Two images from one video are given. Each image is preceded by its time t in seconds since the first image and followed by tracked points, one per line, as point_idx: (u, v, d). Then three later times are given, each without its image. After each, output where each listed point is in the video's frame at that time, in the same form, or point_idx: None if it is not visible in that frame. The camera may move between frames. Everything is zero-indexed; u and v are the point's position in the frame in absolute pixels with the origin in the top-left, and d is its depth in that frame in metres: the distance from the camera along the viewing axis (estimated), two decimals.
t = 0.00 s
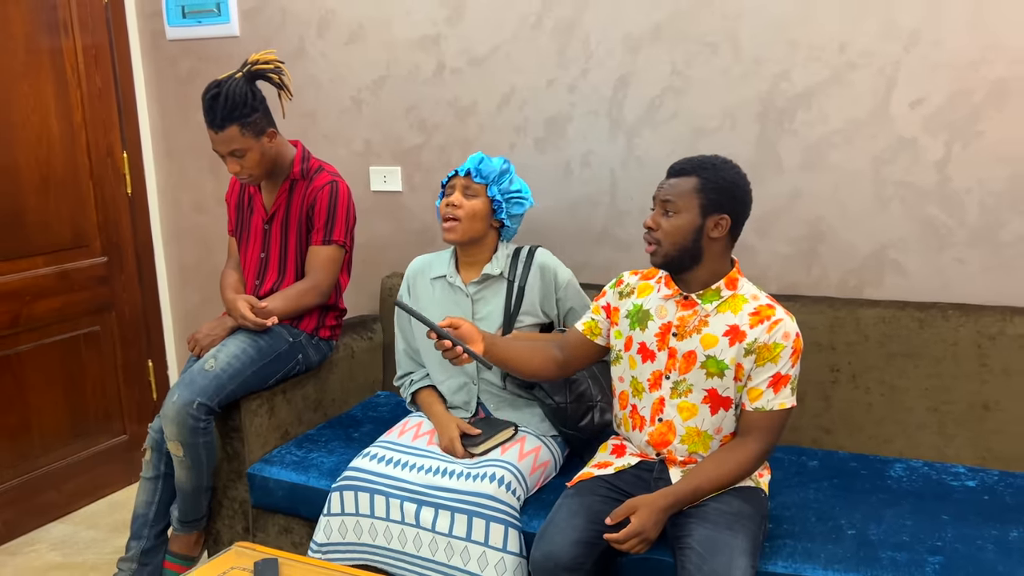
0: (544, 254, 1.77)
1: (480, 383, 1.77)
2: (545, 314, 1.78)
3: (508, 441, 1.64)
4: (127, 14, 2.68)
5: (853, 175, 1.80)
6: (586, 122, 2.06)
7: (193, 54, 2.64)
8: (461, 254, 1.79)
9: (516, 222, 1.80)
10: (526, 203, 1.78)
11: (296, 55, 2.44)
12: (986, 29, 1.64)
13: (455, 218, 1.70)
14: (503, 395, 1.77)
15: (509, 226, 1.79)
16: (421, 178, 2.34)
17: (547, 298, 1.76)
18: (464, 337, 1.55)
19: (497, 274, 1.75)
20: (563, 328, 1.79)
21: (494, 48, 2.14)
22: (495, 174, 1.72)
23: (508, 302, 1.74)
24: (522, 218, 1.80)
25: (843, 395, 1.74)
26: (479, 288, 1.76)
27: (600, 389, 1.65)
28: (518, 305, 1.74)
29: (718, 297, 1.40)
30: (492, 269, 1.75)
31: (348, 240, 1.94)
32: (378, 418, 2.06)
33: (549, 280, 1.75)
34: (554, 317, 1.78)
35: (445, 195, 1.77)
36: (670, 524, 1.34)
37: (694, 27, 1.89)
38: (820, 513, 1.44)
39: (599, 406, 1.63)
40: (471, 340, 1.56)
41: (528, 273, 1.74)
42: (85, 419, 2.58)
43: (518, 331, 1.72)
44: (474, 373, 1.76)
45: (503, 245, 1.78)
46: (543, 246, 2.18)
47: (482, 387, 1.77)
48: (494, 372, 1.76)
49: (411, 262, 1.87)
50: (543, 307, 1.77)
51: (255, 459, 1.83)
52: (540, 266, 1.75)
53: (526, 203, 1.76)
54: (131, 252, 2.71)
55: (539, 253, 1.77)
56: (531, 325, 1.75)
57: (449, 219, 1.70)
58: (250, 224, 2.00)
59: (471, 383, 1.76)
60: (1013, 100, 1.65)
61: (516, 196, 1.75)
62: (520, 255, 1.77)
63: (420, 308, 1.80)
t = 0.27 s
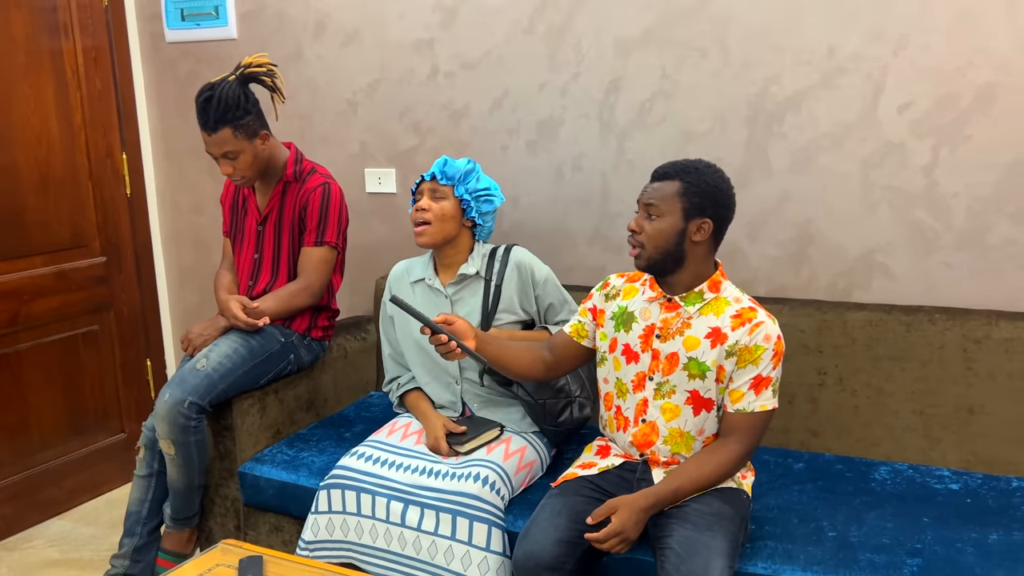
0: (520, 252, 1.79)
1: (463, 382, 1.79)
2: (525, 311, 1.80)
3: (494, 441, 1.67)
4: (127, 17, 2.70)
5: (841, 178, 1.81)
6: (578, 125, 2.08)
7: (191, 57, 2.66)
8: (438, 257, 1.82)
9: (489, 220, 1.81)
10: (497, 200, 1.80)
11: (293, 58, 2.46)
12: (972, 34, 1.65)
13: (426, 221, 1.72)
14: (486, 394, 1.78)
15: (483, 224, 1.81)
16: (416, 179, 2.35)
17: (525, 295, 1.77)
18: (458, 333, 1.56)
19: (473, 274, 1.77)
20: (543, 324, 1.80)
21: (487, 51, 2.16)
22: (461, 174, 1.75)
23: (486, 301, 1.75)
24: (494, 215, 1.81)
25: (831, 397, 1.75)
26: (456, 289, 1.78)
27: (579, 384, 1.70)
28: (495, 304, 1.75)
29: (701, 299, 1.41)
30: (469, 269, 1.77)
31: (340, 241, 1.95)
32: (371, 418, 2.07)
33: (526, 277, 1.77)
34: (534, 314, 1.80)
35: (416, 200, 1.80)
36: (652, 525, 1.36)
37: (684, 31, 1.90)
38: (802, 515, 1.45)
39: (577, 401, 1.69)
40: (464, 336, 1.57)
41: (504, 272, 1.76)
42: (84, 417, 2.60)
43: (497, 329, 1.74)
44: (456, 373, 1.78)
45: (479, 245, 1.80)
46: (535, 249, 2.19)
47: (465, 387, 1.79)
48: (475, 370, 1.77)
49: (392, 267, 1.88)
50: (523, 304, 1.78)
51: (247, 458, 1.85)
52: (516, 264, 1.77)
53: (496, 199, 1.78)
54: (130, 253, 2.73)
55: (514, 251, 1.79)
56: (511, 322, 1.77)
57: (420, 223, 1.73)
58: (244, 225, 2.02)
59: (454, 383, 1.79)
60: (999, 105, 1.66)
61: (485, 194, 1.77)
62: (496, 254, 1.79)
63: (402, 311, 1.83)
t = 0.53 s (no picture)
0: (504, 250, 1.81)
1: (450, 379, 1.81)
2: (511, 308, 1.82)
3: (482, 437, 1.70)
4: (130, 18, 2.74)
5: (829, 180, 1.83)
6: (571, 126, 2.10)
7: (192, 58, 2.69)
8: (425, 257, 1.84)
9: (472, 218, 1.83)
10: (478, 199, 1.82)
11: (291, 59, 2.49)
12: (959, 37, 1.67)
13: (408, 221, 1.75)
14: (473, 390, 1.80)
15: (466, 223, 1.83)
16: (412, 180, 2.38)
17: (510, 292, 1.80)
18: (448, 329, 1.56)
19: (458, 272, 1.79)
20: (529, 320, 1.83)
21: (482, 53, 2.18)
22: (441, 174, 1.77)
23: (470, 298, 1.78)
24: (477, 213, 1.84)
25: (818, 397, 1.76)
26: (442, 287, 1.80)
27: (562, 380, 1.75)
28: (480, 301, 1.78)
29: (686, 299, 1.43)
30: (454, 267, 1.79)
31: (334, 241, 1.98)
32: (365, 415, 2.10)
33: (511, 274, 1.79)
34: (520, 311, 1.82)
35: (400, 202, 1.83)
36: (635, 521, 1.37)
37: (676, 34, 1.92)
38: (784, 513, 1.46)
39: (561, 395, 1.74)
40: (454, 332, 1.57)
41: (489, 270, 1.78)
42: (85, 413, 2.64)
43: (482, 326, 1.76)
44: (443, 369, 1.80)
45: (464, 244, 1.83)
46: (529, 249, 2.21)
47: (452, 383, 1.81)
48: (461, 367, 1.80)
49: (381, 269, 1.91)
50: (508, 301, 1.81)
51: (241, 454, 1.87)
52: (501, 262, 1.79)
53: (477, 197, 1.80)
54: (131, 251, 2.76)
55: (498, 249, 1.81)
56: (496, 319, 1.80)
57: (403, 224, 1.75)
58: (241, 224, 2.05)
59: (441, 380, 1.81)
60: (986, 108, 1.67)
61: (466, 193, 1.79)
62: (481, 253, 1.81)
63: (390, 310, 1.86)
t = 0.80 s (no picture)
0: (501, 248, 1.83)
1: (447, 376, 1.84)
2: (507, 306, 1.84)
3: (475, 433, 1.72)
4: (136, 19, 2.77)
5: (825, 180, 1.84)
6: (569, 126, 2.12)
7: (197, 58, 2.72)
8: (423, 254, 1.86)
9: (469, 216, 1.85)
10: (474, 196, 1.84)
11: (294, 59, 2.51)
12: (953, 39, 1.68)
13: (405, 218, 1.76)
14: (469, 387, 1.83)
15: (463, 220, 1.84)
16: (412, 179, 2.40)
17: (507, 289, 1.82)
18: (443, 328, 1.57)
19: (455, 270, 1.81)
20: (526, 318, 1.85)
21: (481, 54, 2.20)
22: (437, 172, 1.79)
23: (467, 296, 1.80)
24: (474, 211, 1.85)
25: (812, 396, 1.77)
26: (439, 285, 1.83)
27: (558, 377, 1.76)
28: (477, 299, 1.79)
29: (678, 297, 1.44)
30: (451, 265, 1.81)
31: (334, 239, 2.00)
32: (364, 412, 2.12)
33: (507, 271, 1.81)
34: (517, 308, 1.84)
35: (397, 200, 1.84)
36: (625, 516, 1.39)
37: (672, 35, 1.93)
38: (775, 510, 1.48)
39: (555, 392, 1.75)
40: (449, 331, 1.58)
41: (485, 267, 1.81)
42: (90, 408, 2.67)
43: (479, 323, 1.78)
44: (440, 366, 1.83)
45: (461, 243, 1.85)
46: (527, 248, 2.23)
47: (449, 380, 1.83)
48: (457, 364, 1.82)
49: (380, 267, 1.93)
50: (504, 299, 1.83)
51: (240, 449, 1.89)
52: (497, 260, 1.81)
53: (473, 195, 1.82)
54: (136, 248, 2.80)
55: (495, 247, 1.83)
56: (492, 316, 1.81)
57: (400, 221, 1.77)
58: (242, 223, 2.08)
59: (439, 377, 1.84)
60: (979, 109, 1.68)
61: (462, 190, 1.81)
62: (478, 251, 1.83)
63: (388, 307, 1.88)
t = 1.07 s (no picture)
0: (511, 248, 1.84)
1: (451, 373, 1.85)
2: (515, 306, 1.84)
3: (477, 429, 1.73)
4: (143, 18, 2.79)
5: (826, 180, 1.84)
6: (572, 126, 2.13)
7: (204, 57, 2.75)
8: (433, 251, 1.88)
9: (481, 215, 1.87)
10: (487, 196, 1.85)
11: (300, 58, 2.53)
12: (953, 38, 1.68)
13: (416, 215, 1.78)
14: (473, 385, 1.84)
15: (475, 219, 1.86)
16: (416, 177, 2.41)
17: (515, 289, 1.82)
18: (439, 322, 1.61)
19: (464, 268, 1.82)
20: (533, 318, 1.85)
21: (485, 53, 2.21)
22: (451, 170, 1.81)
23: (475, 294, 1.81)
24: (486, 210, 1.87)
25: (811, 395, 1.78)
26: (448, 282, 1.84)
27: (562, 378, 1.77)
28: (485, 297, 1.80)
29: (675, 295, 1.45)
30: (460, 263, 1.83)
31: (338, 236, 2.02)
32: (367, 408, 2.13)
33: (516, 271, 1.82)
34: (524, 308, 1.84)
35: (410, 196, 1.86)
36: (623, 512, 1.40)
37: (674, 34, 1.94)
38: (773, 507, 1.48)
39: (560, 394, 1.75)
40: (446, 325, 1.62)
41: (494, 267, 1.82)
42: (97, 404, 2.70)
43: (485, 322, 1.79)
44: (446, 363, 1.84)
45: (472, 241, 1.86)
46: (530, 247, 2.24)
47: (453, 377, 1.85)
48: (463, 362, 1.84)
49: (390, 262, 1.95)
50: (512, 298, 1.83)
51: (244, 444, 1.92)
52: (506, 259, 1.82)
53: (486, 194, 1.83)
54: (143, 246, 2.82)
55: (505, 247, 1.84)
56: (499, 316, 1.82)
57: (411, 218, 1.79)
58: (247, 220, 2.10)
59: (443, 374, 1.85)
60: (980, 109, 1.69)
61: (475, 189, 1.82)
62: (488, 250, 1.84)
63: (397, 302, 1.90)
